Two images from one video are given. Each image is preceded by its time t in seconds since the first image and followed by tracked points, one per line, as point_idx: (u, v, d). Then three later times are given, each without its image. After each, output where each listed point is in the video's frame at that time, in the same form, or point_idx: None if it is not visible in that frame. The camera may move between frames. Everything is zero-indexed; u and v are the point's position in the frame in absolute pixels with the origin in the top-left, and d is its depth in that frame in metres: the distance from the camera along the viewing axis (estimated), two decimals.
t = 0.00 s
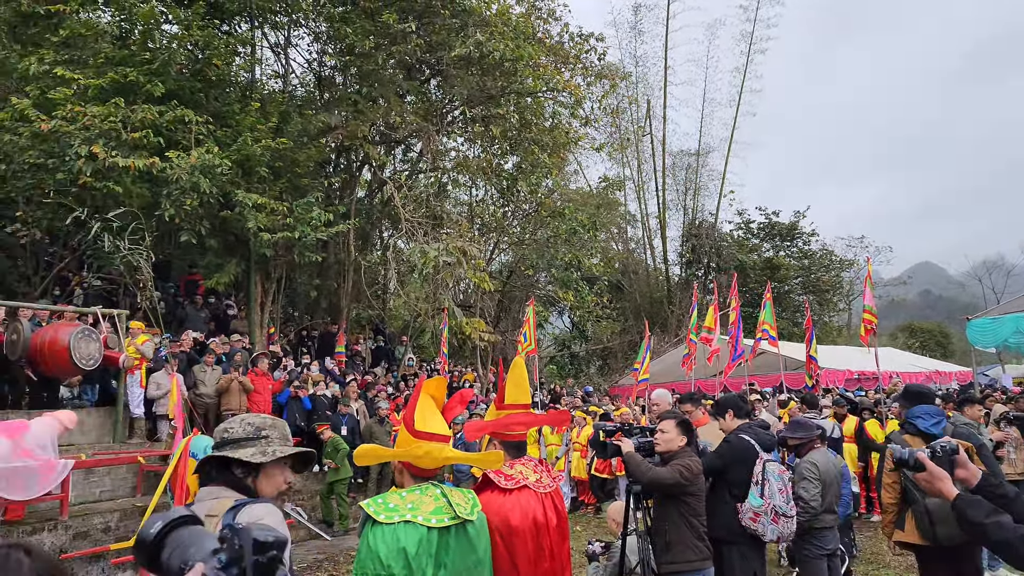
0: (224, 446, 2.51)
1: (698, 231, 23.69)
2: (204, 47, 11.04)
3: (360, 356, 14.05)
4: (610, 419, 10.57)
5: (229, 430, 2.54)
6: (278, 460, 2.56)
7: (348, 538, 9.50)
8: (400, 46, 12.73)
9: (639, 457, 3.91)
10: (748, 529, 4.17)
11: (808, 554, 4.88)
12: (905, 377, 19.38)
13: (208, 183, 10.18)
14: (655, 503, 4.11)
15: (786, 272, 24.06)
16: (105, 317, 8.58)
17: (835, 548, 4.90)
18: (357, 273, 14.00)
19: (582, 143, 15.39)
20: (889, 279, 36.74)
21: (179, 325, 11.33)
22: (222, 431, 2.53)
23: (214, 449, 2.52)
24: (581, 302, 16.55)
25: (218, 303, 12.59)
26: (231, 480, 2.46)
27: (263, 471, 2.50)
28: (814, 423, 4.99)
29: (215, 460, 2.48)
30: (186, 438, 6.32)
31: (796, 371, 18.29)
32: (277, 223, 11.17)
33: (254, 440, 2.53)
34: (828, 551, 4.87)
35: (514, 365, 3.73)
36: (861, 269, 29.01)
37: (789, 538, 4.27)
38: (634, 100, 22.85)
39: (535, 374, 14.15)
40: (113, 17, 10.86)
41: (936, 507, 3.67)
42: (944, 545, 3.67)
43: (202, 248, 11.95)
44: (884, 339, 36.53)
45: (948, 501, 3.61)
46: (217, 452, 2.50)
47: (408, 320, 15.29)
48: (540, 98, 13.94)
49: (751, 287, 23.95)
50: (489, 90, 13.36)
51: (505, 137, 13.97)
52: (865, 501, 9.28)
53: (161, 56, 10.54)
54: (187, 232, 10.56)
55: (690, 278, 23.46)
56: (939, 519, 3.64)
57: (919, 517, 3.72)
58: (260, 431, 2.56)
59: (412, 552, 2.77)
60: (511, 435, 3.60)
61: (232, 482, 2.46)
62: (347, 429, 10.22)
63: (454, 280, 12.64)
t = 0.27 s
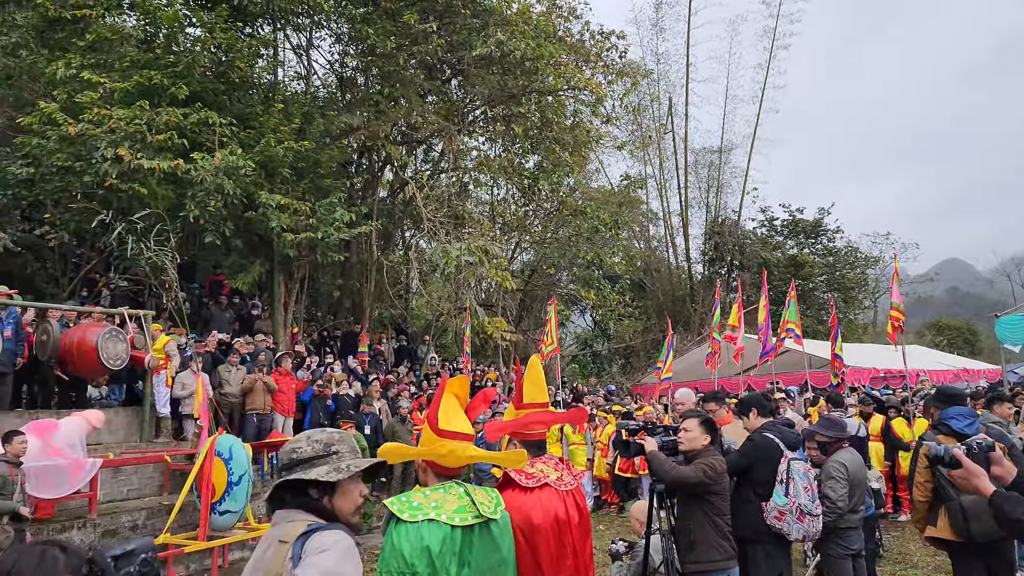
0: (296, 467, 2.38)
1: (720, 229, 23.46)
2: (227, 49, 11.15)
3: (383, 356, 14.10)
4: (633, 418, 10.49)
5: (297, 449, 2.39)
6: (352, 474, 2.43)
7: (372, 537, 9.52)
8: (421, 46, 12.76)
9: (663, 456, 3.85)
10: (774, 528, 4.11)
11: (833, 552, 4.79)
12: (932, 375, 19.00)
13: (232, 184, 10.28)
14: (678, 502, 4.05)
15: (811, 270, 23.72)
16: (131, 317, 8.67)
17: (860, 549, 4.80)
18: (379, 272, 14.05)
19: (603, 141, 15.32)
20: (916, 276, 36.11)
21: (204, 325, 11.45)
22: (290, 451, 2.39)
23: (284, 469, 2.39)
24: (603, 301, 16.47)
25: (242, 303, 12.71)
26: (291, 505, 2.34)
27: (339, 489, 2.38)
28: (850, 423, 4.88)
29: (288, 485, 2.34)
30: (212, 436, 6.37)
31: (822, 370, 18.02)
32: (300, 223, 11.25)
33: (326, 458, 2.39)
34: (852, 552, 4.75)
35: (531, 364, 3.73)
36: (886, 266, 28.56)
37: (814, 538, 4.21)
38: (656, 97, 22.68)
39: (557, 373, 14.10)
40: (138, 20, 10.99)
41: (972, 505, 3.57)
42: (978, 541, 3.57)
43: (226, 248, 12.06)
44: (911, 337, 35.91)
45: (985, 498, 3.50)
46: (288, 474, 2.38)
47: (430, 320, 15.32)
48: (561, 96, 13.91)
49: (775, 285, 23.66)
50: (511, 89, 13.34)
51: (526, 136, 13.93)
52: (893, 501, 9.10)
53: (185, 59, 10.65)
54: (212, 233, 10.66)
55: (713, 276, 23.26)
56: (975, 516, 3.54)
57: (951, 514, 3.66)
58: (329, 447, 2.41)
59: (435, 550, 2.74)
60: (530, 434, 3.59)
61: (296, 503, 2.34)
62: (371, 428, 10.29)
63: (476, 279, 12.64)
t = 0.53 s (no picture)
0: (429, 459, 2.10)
1: (741, 227, 23.25)
2: (247, 52, 11.23)
3: (403, 356, 14.14)
4: (654, 417, 10.42)
5: (432, 441, 2.12)
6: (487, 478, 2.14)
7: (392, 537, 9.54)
8: (439, 47, 12.78)
9: (683, 456, 3.80)
10: (797, 527, 4.04)
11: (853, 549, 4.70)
12: (956, 374, 18.64)
13: (254, 185, 10.36)
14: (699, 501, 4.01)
15: (833, 268, 23.41)
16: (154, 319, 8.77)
17: (883, 550, 4.70)
18: (398, 273, 14.09)
19: (622, 140, 15.25)
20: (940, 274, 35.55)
21: (226, 326, 11.54)
22: (423, 444, 2.12)
23: (414, 463, 2.12)
24: (622, 300, 16.40)
25: (264, 304, 12.81)
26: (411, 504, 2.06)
27: (475, 487, 2.10)
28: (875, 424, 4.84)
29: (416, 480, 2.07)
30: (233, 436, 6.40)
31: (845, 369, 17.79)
32: (320, 224, 11.31)
33: (461, 454, 2.11)
34: (876, 552, 4.66)
35: (551, 364, 3.70)
36: (910, 263, 28.15)
37: (840, 537, 4.09)
38: (675, 95, 22.51)
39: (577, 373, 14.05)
40: (159, 24, 11.10)
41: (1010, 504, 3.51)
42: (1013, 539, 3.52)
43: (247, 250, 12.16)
44: (936, 335, 35.37)
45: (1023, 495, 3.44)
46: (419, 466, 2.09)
47: (449, 319, 15.34)
48: (580, 95, 13.88)
49: (796, 284, 23.39)
50: (529, 89, 13.31)
51: (545, 135, 13.90)
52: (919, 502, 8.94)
53: (206, 62, 10.74)
54: (234, 234, 10.75)
55: (733, 274, 23.10)
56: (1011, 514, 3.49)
57: (985, 510, 4.01)
58: (465, 442, 2.14)
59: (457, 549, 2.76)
60: (550, 434, 3.56)
61: (417, 503, 2.05)
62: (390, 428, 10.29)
63: (495, 279, 12.63)
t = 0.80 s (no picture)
0: (545, 448, 2.01)
1: (759, 226, 23.06)
2: (265, 54, 11.29)
3: (420, 356, 14.15)
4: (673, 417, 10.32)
5: (550, 427, 2.05)
6: (602, 477, 2.03)
7: (411, 537, 9.53)
8: (455, 48, 12.79)
9: (701, 456, 3.75)
10: (817, 527, 3.97)
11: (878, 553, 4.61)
12: (978, 372, 18.33)
13: (272, 186, 10.42)
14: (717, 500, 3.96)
15: (852, 266, 23.09)
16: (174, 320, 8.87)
17: (907, 550, 4.62)
18: (415, 273, 14.11)
19: (639, 139, 15.17)
20: (962, 272, 35.02)
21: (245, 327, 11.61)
22: (543, 426, 2.05)
23: (529, 445, 2.06)
24: (640, 299, 16.34)
25: (282, 305, 12.87)
26: (517, 486, 2.00)
27: (583, 485, 2.01)
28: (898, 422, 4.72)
29: (526, 462, 2.01)
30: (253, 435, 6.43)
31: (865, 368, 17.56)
32: (337, 225, 11.35)
33: (580, 447, 2.02)
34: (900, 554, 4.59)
35: (569, 363, 3.70)
36: (931, 261, 27.78)
37: (862, 537, 4.03)
38: (692, 93, 22.36)
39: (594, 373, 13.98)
40: (178, 27, 11.21)
41: None
42: None
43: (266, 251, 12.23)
44: (959, 334, 34.85)
45: None
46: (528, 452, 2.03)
47: (466, 319, 15.33)
48: (596, 95, 13.84)
49: (815, 282, 23.13)
50: (545, 89, 13.28)
51: (561, 135, 13.88)
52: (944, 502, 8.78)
53: (224, 64, 10.81)
54: (252, 236, 10.80)
55: (751, 273, 22.98)
56: None
57: (1010, 506, 4.23)
58: (587, 435, 2.04)
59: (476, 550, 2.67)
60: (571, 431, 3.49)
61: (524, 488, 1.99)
62: (408, 428, 10.27)
63: (513, 279, 12.61)
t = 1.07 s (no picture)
0: (685, 462, 2.06)
1: (775, 224, 22.88)
2: (280, 56, 11.36)
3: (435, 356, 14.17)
4: (689, 417, 10.26)
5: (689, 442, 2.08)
6: (723, 507, 2.07)
7: (427, 536, 9.54)
8: (469, 47, 12.80)
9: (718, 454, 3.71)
10: (835, 528, 3.91)
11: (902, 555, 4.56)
12: (999, 371, 18.06)
13: (288, 187, 10.48)
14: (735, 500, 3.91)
15: (869, 264, 22.83)
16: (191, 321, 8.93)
17: (932, 552, 4.56)
18: (430, 273, 14.13)
19: (653, 138, 15.10)
20: (981, 271, 34.55)
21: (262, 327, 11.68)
22: (680, 440, 2.08)
23: (663, 454, 2.09)
24: (655, 298, 16.27)
25: (298, 305, 12.93)
26: (637, 488, 2.03)
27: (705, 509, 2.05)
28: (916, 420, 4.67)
29: (654, 467, 2.05)
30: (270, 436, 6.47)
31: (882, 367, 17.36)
32: (353, 225, 11.39)
33: (711, 470, 2.07)
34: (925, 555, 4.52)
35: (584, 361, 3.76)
36: (950, 259, 27.43)
37: (880, 537, 3.97)
38: (707, 91, 22.23)
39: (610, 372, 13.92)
40: (194, 30, 11.29)
41: None
42: None
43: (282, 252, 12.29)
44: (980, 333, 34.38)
45: None
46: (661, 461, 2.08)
47: (481, 319, 15.34)
48: (610, 93, 13.80)
49: (832, 281, 22.91)
50: (559, 88, 13.25)
51: (576, 134, 13.87)
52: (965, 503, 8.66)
53: (240, 66, 10.89)
54: (269, 237, 10.87)
55: (768, 272, 22.79)
56: None
57: (1010, 505, 4.40)
58: (720, 462, 2.10)
59: (492, 549, 2.66)
60: (585, 430, 3.58)
61: (644, 493, 2.02)
62: (423, 428, 10.28)
63: (528, 279, 12.59)
